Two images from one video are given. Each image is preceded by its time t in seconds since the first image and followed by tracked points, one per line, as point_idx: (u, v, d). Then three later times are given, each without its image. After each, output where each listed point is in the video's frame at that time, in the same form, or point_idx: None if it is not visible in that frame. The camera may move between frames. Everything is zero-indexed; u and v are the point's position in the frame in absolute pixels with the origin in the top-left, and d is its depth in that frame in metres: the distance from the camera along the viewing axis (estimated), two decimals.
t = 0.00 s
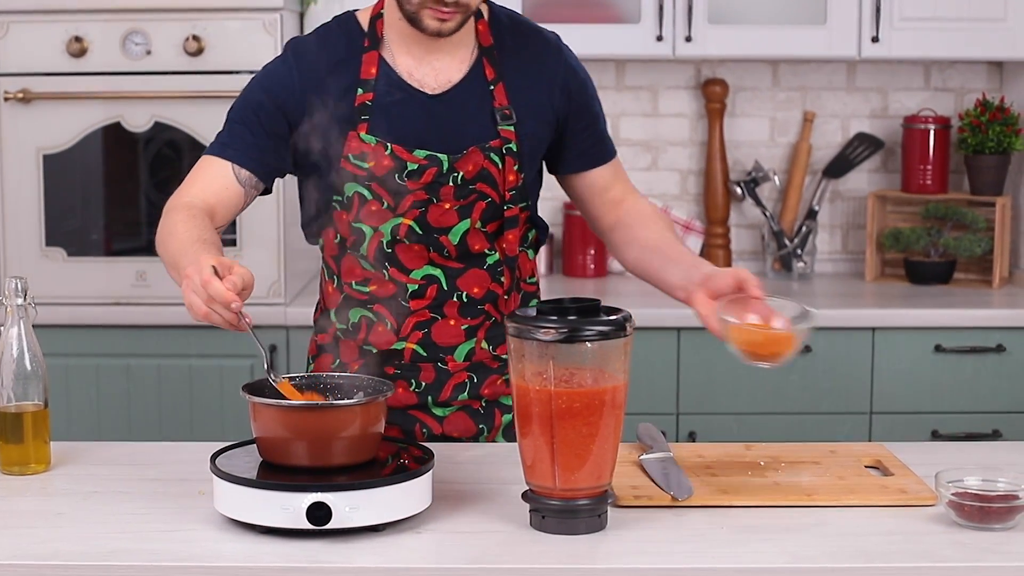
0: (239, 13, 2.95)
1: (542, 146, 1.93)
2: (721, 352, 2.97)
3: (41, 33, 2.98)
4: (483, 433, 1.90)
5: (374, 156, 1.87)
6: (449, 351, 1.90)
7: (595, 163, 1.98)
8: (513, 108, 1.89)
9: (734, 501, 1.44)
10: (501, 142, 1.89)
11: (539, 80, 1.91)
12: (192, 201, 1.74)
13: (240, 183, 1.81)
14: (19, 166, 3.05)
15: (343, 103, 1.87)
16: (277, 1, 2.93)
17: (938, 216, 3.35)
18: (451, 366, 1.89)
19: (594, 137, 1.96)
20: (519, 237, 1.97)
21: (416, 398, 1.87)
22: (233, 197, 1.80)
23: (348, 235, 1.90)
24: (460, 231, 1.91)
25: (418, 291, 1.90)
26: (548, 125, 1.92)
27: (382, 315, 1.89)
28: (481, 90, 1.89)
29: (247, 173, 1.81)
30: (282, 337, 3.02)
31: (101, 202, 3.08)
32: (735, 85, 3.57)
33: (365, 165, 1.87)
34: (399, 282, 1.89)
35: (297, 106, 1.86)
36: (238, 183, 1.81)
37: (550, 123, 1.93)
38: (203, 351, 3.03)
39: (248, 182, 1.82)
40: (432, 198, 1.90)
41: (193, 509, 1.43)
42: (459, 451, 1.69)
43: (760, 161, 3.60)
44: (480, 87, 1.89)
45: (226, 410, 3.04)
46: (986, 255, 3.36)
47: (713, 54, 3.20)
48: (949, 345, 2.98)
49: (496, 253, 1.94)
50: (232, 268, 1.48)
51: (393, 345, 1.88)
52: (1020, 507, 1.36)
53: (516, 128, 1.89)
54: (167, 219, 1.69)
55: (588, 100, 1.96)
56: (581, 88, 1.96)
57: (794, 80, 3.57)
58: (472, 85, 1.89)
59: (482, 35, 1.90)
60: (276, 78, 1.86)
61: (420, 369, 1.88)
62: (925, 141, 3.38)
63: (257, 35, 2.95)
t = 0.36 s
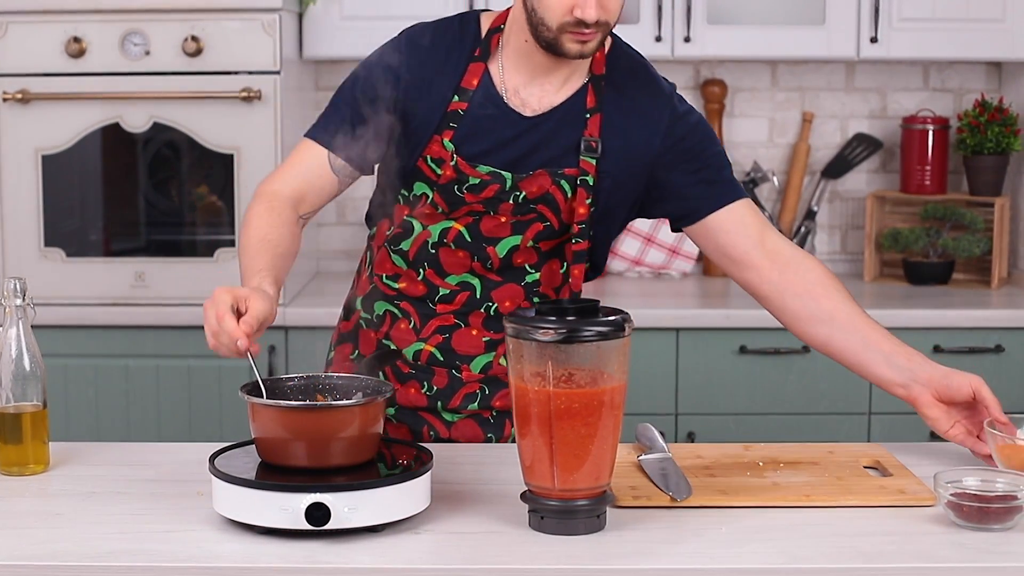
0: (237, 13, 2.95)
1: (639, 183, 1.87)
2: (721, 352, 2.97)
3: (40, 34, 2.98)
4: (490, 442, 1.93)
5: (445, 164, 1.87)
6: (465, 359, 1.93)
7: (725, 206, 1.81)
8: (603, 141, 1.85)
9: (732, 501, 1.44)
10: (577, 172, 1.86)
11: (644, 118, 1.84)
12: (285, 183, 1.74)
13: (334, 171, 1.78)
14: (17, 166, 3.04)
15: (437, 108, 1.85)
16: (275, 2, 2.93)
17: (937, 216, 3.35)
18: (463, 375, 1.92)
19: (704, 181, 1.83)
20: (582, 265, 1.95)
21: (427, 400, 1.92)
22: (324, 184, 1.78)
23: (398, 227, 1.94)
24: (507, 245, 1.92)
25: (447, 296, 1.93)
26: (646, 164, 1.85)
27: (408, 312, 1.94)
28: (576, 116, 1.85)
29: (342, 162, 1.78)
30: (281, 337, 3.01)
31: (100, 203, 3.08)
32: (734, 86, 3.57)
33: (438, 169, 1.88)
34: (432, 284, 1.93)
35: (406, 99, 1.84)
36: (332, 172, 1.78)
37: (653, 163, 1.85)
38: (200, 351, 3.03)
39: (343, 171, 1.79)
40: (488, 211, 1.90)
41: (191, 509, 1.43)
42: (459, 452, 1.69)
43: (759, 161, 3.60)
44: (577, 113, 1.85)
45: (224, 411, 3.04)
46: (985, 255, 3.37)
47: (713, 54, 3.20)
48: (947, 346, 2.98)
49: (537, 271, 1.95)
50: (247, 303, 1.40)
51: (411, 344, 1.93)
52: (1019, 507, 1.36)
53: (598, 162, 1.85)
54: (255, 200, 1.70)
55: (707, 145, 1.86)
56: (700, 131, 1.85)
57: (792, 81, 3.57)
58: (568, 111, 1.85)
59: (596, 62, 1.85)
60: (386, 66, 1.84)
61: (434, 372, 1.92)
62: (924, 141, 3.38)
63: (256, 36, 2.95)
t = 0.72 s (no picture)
0: (237, 13, 2.95)
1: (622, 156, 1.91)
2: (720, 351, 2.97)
3: (40, 33, 2.98)
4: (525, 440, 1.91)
5: (443, 147, 1.87)
6: (490, 354, 1.91)
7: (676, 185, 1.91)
8: (591, 112, 1.87)
9: (732, 501, 1.44)
10: (572, 145, 1.87)
11: (620, 86, 1.88)
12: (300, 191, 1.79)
13: (336, 178, 1.83)
14: (17, 166, 3.04)
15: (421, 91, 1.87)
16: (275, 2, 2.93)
17: (937, 216, 3.35)
18: (491, 370, 1.90)
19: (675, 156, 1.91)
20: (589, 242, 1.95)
21: (457, 403, 1.89)
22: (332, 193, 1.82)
23: (407, 226, 1.92)
24: (519, 232, 1.91)
25: (465, 291, 1.92)
26: (624, 134, 1.89)
27: (428, 312, 1.92)
28: (561, 90, 1.88)
29: (340, 167, 1.83)
30: (281, 337, 3.01)
31: (99, 203, 3.08)
32: (734, 86, 3.57)
33: (434, 155, 1.88)
34: (447, 280, 1.92)
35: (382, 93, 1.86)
36: (333, 178, 1.82)
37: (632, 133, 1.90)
38: (201, 351, 3.03)
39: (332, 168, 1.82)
40: (495, 197, 1.90)
41: (191, 509, 1.43)
42: (459, 451, 1.69)
43: (759, 161, 3.60)
44: (561, 86, 1.88)
45: (224, 411, 3.04)
46: (985, 255, 3.37)
47: (713, 54, 3.20)
48: (948, 346, 2.98)
49: (553, 256, 1.93)
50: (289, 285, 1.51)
51: (435, 345, 1.92)
52: (1019, 506, 1.36)
53: (590, 132, 1.87)
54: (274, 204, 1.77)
55: (678, 118, 1.92)
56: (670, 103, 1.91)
57: (793, 81, 3.57)
58: (553, 85, 1.88)
59: (569, 36, 1.90)
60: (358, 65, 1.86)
61: (461, 372, 1.90)
62: (924, 141, 3.38)
63: (256, 36, 2.95)
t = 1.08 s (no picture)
0: (237, 13, 2.95)
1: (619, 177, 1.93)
2: (720, 351, 2.97)
3: (40, 33, 2.98)
4: (504, 435, 2.00)
5: (467, 154, 1.88)
6: (480, 352, 1.97)
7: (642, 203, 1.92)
8: (605, 137, 1.89)
9: (732, 501, 1.44)
10: (584, 167, 1.89)
11: (631, 116, 1.90)
12: (381, 87, 1.61)
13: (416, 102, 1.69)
14: (17, 166, 3.04)
15: (462, 96, 1.84)
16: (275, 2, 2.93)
17: (937, 216, 3.35)
18: (479, 368, 1.97)
19: (660, 176, 1.93)
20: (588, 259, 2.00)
21: (443, 395, 1.96)
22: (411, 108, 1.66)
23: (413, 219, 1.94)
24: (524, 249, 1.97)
25: (461, 291, 1.96)
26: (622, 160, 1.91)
27: (421, 305, 1.97)
28: (580, 111, 1.87)
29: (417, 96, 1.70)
30: (281, 337, 3.01)
31: (99, 203, 3.08)
32: (733, 86, 3.57)
33: (456, 159, 1.89)
34: (445, 279, 1.95)
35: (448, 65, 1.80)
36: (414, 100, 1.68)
37: (630, 156, 1.92)
38: (201, 351, 3.03)
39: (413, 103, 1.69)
40: (509, 215, 1.94)
41: (191, 508, 1.43)
42: (459, 451, 1.69)
43: (758, 161, 3.60)
44: (580, 109, 1.87)
45: (224, 412, 3.04)
46: (985, 255, 3.37)
47: (712, 53, 3.20)
48: (947, 346, 2.98)
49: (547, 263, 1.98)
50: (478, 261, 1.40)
51: (424, 337, 1.97)
52: (1019, 507, 1.36)
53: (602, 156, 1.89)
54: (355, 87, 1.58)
55: (672, 150, 1.95)
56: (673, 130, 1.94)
57: (792, 81, 3.57)
58: (573, 108, 1.87)
59: (595, 58, 1.88)
60: (430, 23, 1.77)
61: (449, 366, 1.96)
62: (924, 141, 3.38)
63: (256, 35, 2.95)
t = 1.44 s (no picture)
0: (237, 13, 2.95)
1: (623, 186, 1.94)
2: (720, 351, 2.97)
3: (39, 33, 2.98)
4: (507, 436, 2.01)
5: (474, 164, 1.88)
6: (484, 354, 1.97)
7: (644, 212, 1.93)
8: (612, 147, 1.89)
9: (732, 501, 1.44)
10: (592, 176, 1.90)
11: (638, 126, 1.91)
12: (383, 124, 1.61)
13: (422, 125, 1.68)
14: (17, 166, 3.04)
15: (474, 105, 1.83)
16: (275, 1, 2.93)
17: (937, 216, 3.35)
18: (483, 369, 1.98)
19: (663, 184, 1.94)
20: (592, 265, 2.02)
21: (447, 394, 1.97)
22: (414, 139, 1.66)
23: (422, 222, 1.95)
24: (529, 256, 1.98)
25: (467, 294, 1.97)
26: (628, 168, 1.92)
27: (427, 306, 1.97)
28: (587, 119, 1.88)
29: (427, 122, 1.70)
30: (281, 337, 3.01)
31: (99, 203, 3.08)
32: (733, 86, 3.57)
33: (464, 168, 1.88)
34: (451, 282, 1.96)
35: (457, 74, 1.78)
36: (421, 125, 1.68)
37: (636, 165, 1.93)
38: (201, 351, 3.03)
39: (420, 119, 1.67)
40: (515, 224, 1.94)
41: (191, 509, 1.43)
42: (459, 451, 1.69)
43: (758, 161, 3.60)
44: (588, 118, 1.88)
45: (224, 412, 3.04)
46: (984, 255, 3.37)
47: (712, 53, 3.20)
48: (948, 346, 2.98)
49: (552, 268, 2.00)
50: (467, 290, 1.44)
51: (429, 338, 1.97)
52: (1019, 507, 1.36)
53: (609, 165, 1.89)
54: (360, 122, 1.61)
55: (678, 159, 1.96)
56: (679, 139, 1.95)
57: (792, 81, 3.57)
58: (581, 117, 1.87)
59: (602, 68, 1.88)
60: (437, 32, 1.76)
61: (453, 367, 1.97)
62: (924, 141, 3.38)
63: (256, 35, 2.95)
